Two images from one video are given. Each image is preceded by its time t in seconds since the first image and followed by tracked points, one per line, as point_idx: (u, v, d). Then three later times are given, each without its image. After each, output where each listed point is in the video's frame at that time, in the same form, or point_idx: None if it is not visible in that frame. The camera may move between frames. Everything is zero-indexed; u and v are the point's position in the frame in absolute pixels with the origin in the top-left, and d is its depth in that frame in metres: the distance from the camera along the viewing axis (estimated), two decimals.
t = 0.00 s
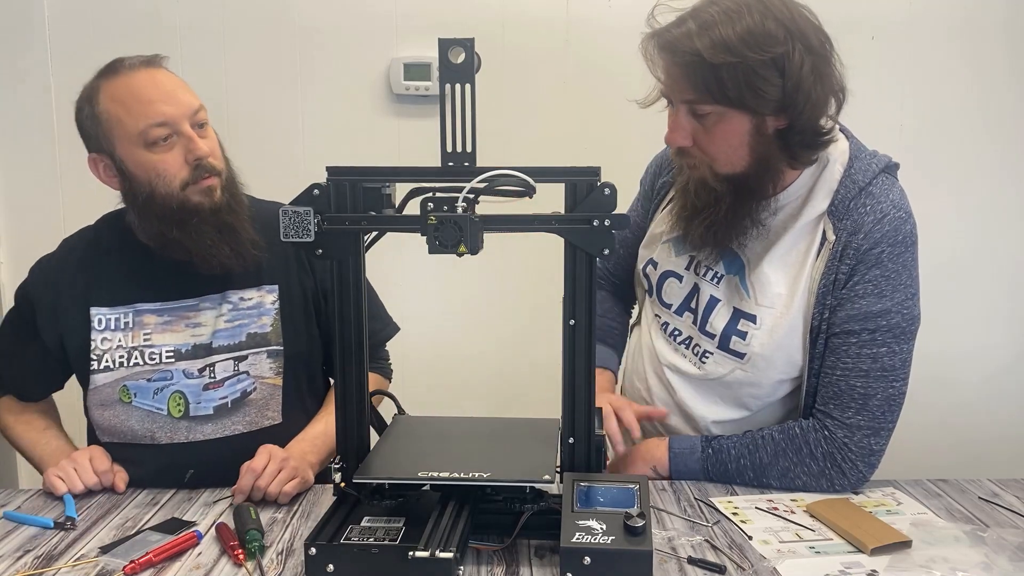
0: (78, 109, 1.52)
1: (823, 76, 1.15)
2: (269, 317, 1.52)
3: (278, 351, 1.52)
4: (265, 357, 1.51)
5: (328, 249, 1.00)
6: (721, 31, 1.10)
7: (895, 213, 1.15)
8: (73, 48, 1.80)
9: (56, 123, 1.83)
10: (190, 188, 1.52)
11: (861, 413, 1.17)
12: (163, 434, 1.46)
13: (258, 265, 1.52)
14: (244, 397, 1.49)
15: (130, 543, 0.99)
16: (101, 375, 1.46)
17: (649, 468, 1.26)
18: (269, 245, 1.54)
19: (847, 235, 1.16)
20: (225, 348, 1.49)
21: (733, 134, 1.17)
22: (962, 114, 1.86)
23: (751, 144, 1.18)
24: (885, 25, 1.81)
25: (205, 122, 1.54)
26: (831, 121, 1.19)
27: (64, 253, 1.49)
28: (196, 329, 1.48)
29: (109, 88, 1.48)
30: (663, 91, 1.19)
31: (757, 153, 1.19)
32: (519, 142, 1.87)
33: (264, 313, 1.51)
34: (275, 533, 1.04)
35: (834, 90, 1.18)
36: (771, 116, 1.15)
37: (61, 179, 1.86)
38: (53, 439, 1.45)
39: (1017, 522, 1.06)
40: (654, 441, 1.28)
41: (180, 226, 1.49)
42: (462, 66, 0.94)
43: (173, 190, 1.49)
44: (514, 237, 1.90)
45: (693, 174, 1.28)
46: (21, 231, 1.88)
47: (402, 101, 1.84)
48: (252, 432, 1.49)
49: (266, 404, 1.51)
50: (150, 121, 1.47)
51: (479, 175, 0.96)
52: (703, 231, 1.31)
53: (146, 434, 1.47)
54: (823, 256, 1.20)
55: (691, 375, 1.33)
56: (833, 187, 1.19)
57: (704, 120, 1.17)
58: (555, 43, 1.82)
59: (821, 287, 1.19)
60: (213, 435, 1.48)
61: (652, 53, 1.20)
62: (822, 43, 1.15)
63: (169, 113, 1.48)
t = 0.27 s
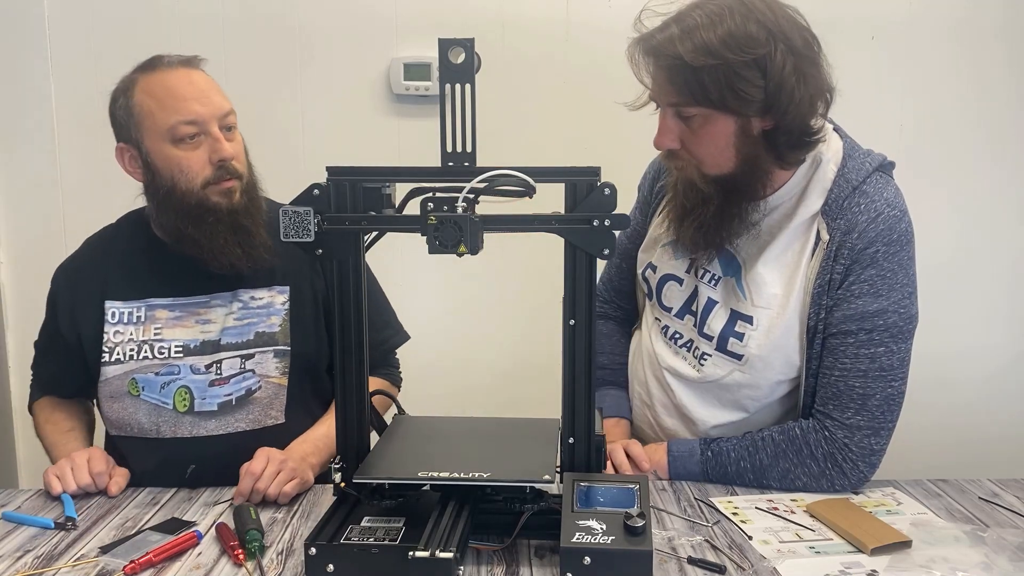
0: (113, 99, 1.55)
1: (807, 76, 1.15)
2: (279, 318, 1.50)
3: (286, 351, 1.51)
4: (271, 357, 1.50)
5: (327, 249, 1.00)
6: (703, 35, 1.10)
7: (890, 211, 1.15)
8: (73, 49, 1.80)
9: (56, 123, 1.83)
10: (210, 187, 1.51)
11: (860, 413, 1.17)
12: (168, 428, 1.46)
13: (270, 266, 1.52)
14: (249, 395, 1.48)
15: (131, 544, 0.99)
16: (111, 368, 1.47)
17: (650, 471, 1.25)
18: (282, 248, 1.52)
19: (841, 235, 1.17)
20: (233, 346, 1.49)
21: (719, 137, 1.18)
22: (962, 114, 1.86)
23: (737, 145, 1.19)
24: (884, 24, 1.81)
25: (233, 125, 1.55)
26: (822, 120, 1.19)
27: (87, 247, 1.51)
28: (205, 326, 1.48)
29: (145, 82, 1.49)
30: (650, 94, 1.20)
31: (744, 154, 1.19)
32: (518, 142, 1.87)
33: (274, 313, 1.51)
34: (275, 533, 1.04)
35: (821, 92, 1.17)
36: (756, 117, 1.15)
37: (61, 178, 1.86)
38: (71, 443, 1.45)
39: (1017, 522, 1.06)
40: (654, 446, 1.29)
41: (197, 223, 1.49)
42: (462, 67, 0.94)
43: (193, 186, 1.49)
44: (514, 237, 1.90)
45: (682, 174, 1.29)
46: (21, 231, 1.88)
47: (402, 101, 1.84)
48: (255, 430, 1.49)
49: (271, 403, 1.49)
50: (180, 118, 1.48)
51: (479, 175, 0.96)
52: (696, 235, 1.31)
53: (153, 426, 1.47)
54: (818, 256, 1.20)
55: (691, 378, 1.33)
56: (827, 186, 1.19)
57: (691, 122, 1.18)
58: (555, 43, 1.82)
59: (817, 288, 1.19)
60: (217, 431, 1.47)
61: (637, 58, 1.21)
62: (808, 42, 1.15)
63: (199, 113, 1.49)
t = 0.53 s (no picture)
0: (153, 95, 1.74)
1: (806, 77, 1.15)
2: (297, 318, 1.57)
3: (301, 352, 1.57)
4: (286, 356, 1.56)
5: (327, 249, 1.00)
6: (702, 35, 1.10)
7: (891, 212, 1.15)
8: (72, 49, 1.80)
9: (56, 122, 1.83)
10: (233, 177, 1.64)
11: (861, 414, 1.17)
12: (181, 419, 1.57)
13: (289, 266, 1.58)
14: (261, 392, 1.56)
15: (131, 544, 0.99)
16: (130, 356, 1.57)
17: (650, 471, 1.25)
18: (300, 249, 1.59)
19: (843, 235, 1.17)
20: (249, 342, 1.57)
21: (717, 136, 1.18)
22: (962, 114, 1.86)
23: (735, 144, 1.19)
24: (884, 24, 1.81)
25: (259, 121, 1.71)
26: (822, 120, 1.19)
27: (112, 246, 1.63)
28: (223, 321, 1.57)
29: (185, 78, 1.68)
30: (648, 93, 1.21)
31: (742, 154, 1.19)
32: (518, 142, 1.87)
33: (292, 313, 1.57)
34: (275, 533, 1.04)
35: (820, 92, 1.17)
36: (754, 118, 1.15)
37: (61, 178, 1.86)
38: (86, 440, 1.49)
39: (1017, 522, 1.06)
40: (654, 447, 1.28)
41: (219, 210, 1.61)
42: (462, 66, 0.94)
43: (217, 174, 1.63)
44: (514, 237, 1.90)
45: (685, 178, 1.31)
46: (21, 232, 1.88)
47: (402, 101, 1.84)
48: (265, 427, 1.56)
49: (282, 403, 1.56)
50: (209, 109, 1.63)
51: (479, 175, 0.96)
52: (697, 236, 1.31)
53: (166, 415, 1.57)
54: (819, 256, 1.20)
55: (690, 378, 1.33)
56: (829, 186, 1.19)
57: (689, 122, 1.18)
58: (555, 43, 1.82)
59: (818, 288, 1.19)
60: (227, 425, 1.56)
61: (636, 58, 1.21)
62: (808, 43, 1.15)
63: (228, 107, 1.65)
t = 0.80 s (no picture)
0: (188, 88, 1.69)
1: (811, 76, 1.15)
2: (312, 319, 1.57)
3: (314, 352, 1.57)
4: (299, 356, 1.57)
5: (327, 249, 1.00)
6: (705, 36, 1.10)
7: (892, 212, 1.16)
8: (73, 49, 1.80)
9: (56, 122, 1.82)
10: (264, 179, 1.60)
11: (861, 414, 1.17)
12: (193, 413, 1.58)
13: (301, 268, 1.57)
14: (272, 390, 1.57)
15: (131, 544, 0.99)
16: (144, 349, 1.57)
17: (651, 471, 1.25)
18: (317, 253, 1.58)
19: (844, 235, 1.17)
20: (264, 340, 1.57)
21: (723, 137, 1.19)
22: (962, 114, 1.86)
23: (741, 145, 1.19)
24: (884, 24, 1.81)
25: (294, 127, 1.67)
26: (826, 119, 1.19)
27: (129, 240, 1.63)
28: (240, 318, 1.57)
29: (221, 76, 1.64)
30: (653, 95, 1.21)
31: (748, 154, 1.20)
32: (519, 142, 1.87)
33: (308, 313, 1.57)
34: (275, 532, 1.04)
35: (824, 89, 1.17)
36: (759, 117, 1.16)
37: (62, 178, 1.86)
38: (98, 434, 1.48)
39: (1017, 522, 1.06)
40: (654, 445, 1.28)
41: (248, 210, 1.57)
42: (462, 66, 0.94)
43: (249, 175, 1.58)
44: (514, 237, 1.90)
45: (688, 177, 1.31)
46: (21, 232, 1.88)
47: (402, 101, 1.84)
48: (274, 425, 1.57)
49: (293, 401, 1.57)
50: (245, 110, 1.59)
51: (479, 175, 0.96)
52: (700, 236, 1.31)
53: (179, 408, 1.58)
54: (820, 256, 1.20)
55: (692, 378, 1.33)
56: (831, 186, 1.19)
57: (694, 123, 1.19)
58: (555, 43, 1.82)
59: (818, 288, 1.19)
60: (237, 420, 1.58)
61: (640, 59, 1.21)
62: (811, 41, 1.15)
63: (264, 108, 1.61)
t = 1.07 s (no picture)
0: (210, 85, 1.69)
1: (807, 73, 1.15)
2: (319, 317, 1.57)
3: (321, 350, 1.57)
4: (305, 353, 1.57)
5: (327, 249, 1.00)
6: (699, 32, 1.10)
7: (886, 212, 1.16)
8: (72, 49, 1.80)
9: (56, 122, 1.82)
10: (284, 182, 1.61)
11: (859, 414, 1.17)
12: (200, 410, 1.57)
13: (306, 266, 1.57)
14: (279, 387, 1.57)
15: (131, 544, 0.99)
16: (151, 346, 1.57)
17: (651, 471, 1.25)
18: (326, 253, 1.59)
19: (837, 235, 1.17)
20: (271, 338, 1.57)
21: (717, 134, 1.18)
22: (962, 114, 1.86)
23: (734, 142, 1.19)
24: (885, 24, 1.81)
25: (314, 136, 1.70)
26: (820, 116, 1.19)
27: (138, 236, 1.61)
28: (249, 315, 1.57)
29: (248, 77, 1.64)
30: (648, 92, 1.20)
31: (741, 151, 1.20)
32: (518, 142, 1.87)
33: (315, 312, 1.57)
34: (275, 532, 1.04)
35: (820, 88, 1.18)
36: (753, 113, 1.16)
37: (62, 178, 1.85)
38: (134, 433, 1.49)
39: (1017, 521, 1.06)
40: (654, 445, 1.28)
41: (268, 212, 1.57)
42: (462, 66, 0.94)
43: (271, 177, 1.59)
44: (515, 237, 1.90)
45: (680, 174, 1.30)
46: (21, 232, 1.88)
47: (402, 101, 1.84)
48: (280, 421, 1.58)
49: (299, 398, 1.57)
50: (272, 113, 1.60)
51: (479, 175, 0.96)
52: (696, 233, 1.31)
53: (185, 405, 1.58)
54: (815, 256, 1.20)
55: (688, 376, 1.33)
56: (825, 186, 1.19)
57: (688, 120, 1.18)
58: (555, 43, 1.82)
59: (813, 288, 1.19)
60: (244, 417, 1.58)
61: (634, 55, 1.20)
62: (805, 38, 1.16)
63: (291, 114, 1.62)
